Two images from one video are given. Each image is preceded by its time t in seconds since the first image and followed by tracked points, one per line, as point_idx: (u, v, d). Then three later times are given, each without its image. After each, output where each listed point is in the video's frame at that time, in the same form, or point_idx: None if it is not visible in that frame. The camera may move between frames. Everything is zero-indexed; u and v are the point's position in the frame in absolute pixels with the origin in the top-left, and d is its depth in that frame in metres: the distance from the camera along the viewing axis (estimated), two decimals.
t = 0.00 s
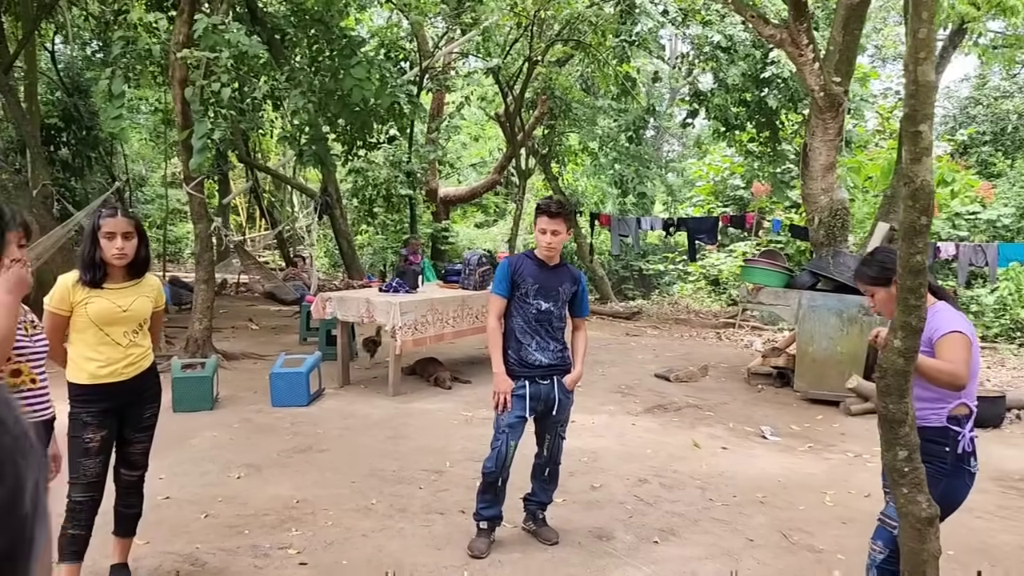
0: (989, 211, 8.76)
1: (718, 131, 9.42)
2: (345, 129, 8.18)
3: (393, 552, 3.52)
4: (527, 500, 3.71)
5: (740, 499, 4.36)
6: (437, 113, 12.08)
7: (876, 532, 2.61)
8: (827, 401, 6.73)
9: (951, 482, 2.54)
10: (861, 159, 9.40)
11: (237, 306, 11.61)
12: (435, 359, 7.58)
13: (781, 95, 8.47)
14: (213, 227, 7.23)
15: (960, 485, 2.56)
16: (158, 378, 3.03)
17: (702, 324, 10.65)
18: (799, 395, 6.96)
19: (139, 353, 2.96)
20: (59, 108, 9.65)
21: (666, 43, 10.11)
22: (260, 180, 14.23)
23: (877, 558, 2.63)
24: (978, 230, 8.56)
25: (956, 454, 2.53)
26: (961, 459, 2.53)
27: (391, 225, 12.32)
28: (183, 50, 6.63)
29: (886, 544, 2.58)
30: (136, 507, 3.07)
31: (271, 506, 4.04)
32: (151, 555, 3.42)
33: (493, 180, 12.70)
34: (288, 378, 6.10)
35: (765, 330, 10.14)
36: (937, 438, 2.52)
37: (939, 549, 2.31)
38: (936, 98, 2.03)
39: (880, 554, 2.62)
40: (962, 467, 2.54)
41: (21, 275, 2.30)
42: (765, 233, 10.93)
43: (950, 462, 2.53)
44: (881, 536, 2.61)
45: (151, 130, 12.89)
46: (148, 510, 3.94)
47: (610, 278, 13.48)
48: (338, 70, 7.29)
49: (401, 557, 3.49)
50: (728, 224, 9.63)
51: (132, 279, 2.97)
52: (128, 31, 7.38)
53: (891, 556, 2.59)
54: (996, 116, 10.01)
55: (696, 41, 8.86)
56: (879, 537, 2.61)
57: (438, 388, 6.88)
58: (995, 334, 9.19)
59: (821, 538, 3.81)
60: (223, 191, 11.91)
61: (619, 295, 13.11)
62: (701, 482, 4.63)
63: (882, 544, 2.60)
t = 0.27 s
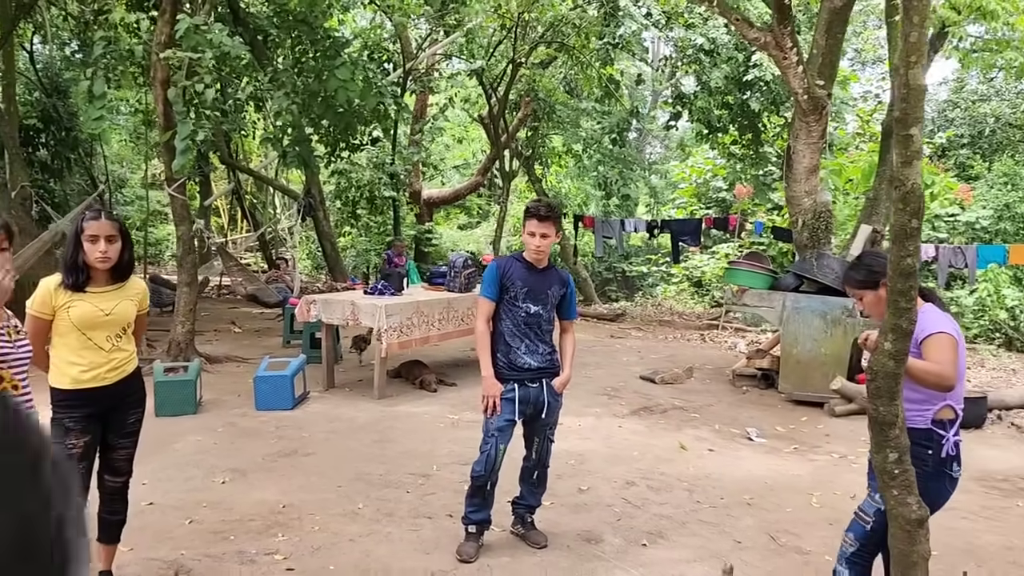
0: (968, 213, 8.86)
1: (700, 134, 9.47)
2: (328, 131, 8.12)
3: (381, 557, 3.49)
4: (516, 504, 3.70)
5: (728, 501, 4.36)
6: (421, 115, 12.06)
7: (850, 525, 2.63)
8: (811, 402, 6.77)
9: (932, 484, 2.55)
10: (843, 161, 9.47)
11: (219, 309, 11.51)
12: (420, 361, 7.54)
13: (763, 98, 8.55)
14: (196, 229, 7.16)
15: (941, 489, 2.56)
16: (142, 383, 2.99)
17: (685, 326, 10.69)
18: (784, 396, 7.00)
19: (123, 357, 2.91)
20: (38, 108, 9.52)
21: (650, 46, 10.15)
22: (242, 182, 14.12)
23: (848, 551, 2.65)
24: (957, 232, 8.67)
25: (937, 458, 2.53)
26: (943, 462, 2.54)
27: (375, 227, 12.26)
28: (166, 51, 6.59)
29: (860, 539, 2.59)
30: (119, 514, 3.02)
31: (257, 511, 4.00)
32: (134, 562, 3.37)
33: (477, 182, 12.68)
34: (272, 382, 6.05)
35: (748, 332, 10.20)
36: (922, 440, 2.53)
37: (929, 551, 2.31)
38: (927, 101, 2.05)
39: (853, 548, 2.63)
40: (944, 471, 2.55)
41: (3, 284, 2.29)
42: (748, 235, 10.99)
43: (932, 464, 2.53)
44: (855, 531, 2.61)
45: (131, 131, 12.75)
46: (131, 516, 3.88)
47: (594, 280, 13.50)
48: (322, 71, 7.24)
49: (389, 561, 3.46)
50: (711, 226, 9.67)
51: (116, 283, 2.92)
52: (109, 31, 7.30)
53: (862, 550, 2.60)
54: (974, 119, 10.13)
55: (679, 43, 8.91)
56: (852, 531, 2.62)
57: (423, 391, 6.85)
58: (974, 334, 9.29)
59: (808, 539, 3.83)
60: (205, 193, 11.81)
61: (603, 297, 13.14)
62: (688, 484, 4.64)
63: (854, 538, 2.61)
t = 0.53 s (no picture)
0: (952, 215, 8.94)
1: (688, 136, 9.50)
2: (316, 133, 8.08)
3: (372, 560, 3.47)
4: (507, 506, 3.69)
5: (718, 502, 4.37)
6: (408, 117, 12.03)
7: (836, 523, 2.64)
8: (799, 403, 6.80)
9: (920, 484, 2.56)
10: (828, 164, 9.54)
11: (205, 312, 11.43)
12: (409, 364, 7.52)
13: (750, 101, 8.68)
14: (183, 231, 7.11)
15: (928, 489, 2.57)
16: (132, 386, 2.98)
17: (673, 328, 10.72)
18: (772, 398, 7.03)
19: (113, 361, 2.90)
20: (22, 110, 9.42)
21: (637, 48, 10.17)
22: (228, 184, 14.03)
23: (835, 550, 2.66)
24: (942, 234, 8.74)
25: (924, 458, 2.55)
26: (930, 462, 2.55)
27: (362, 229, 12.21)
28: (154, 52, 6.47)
29: (845, 537, 2.61)
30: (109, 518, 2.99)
31: (247, 514, 3.97)
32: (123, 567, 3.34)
33: (465, 184, 12.66)
34: (261, 385, 6.01)
35: (736, 333, 10.23)
36: (910, 440, 2.55)
37: (921, 551, 2.32)
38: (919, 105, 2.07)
39: (839, 546, 2.65)
40: (932, 471, 2.56)
41: None
42: (735, 237, 11.03)
43: (919, 464, 2.55)
44: (841, 529, 2.63)
45: (117, 132, 12.65)
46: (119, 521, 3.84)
47: (582, 282, 13.51)
48: (310, 73, 7.16)
49: (381, 565, 3.44)
50: (699, 229, 9.70)
51: (106, 285, 2.90)
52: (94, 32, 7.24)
53: (847, 548, 2.62)
54: (958, 123, 10.23)
55: (666, 46, 8.92)
56: (839, 529, 2.64)
57: (412, 393, 6.83)
58: (958, 336, 9.37)
59: (799, 540, 3.84)
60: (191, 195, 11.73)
61: (591, 299, 13.15)
62: (679, 485, 4.65)
63: (839, 536, 2.64)
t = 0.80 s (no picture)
0: (941, 217, 9.00)
1: (679, 139, 9.52)
2: (307, 134, 8.06)
3: (366, 562, 3.46)
4: (501, 507, 3.69)
5: (711, 502, 4.39)
6: (399, 119, 12.02)
7: (832, 524, 2.65)
8: (791, 404, 6.83)
9: (915, 483, 2.58)
10: (819, 166, 9.58)
11: (196, 314, 11.38)
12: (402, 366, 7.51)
13: (741, 103, 8.72)
14: (175, 233, 7.08)
15: (924, 487, 2.59)
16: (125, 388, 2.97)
17: (665, 329, 10.74)
18: (764, 399, 7.05)
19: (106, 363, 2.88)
20: (11, 111, 9.25)
21: (628, 51, 10.19)
22: (219, 186, 13.98)
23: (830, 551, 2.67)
24: (932, 236, 8.80)
25: (921, 456, 2.57)
26: (926, 460, 2.57)
27: (354, 231, 12.19)
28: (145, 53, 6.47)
29: (842, 537, 2.61)
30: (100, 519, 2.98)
31: (239, 517, 3.96)
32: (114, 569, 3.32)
33: (456, 186, 12.66)
34: (252, 387, 6.00)
35: (728, 335, 10.26)
36: (906, 439, 2.57)
37: (913, 550, 2.34)
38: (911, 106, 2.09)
39: (835, 546, 2.64)
40: (927, 469, 2.58)
41: None
42: (725, 239, 11.06)
43: (915, 462, 2.57)
44: (837, 528, 2.63)
45: (107, 134, 12.59)
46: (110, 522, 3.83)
47: (574, 284, 13.52)
48: (303, 74, 7.13)
49: (374, 566, 3.43)
50: (690, 230, 9.73)
51: (100, 287, 2.90)
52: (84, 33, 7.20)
53: (845, 548, 2.62)
54: (947, 125, 10.29)
55: (658, 48, 8.91)
56: (834, 529, 2.64)
57: (405, 395, 6.81)
58: (948, 337, 9.42)
59: (791, 540, 3.85)
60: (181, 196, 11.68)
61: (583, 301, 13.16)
62: (671, 486, 4.66)
63: (836, 536, 2.63)
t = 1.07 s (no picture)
0: (936, 219, 9.04)
1: (675, 141, 9.57)
2: (304, 137, 8.05)
3: (362, 563, 3.46)
4: (497, 508, 3.69)
5: (707, 503, 4.39)
6: (396, 122, 12.05)
7: (836, 528, 2.65)
8: (787, 405, 6.84)
9: (915, 482, 2.59)
10: (814, 169, 9.60)
11: (192, 315, 11.36)
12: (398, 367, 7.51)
13: (736, 105, 8.78)
14: (171, 235, 7.07)
15: (924, 486, 2.60)
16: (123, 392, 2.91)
17: (661, 331, 10.76)
18: (759, 400, 7.06)
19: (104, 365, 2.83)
20: (7, 113, 9.36)
21: (624, 53, 10.22)
22: (215, 188, 13.96)
23: (836, 556, 2.67)
24: (926, 238, 8.85)
25: (920, 454, 2.58)
26: (925, 458, 2.58)
27: (350, 233, 12.18)
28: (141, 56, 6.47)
29: (848, 541, 2.61)
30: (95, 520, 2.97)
31: (235, 518, 3.95)
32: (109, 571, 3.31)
33: (453, 188, 12.66)
34: (249, 389, 5.99)
35: (723, 337, 10.28)
36: (904, 438, 2.57)
37: (908, 549, 2.34)
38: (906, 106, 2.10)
39: (842, 551, 2.64)
40: (926, 467, 2.59)
41: None
42: (721, 241, 11.08)
43: (915, 461, 2.58)
44: (841, 533, 2.63)
45: (102, 136, 12.57)
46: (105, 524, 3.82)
47: (570, 286, 13.53)
48: (299, 76, 7.14)
49: (370, 568, 3.43)
50: (686, 232, 9.75)
51: (98, 289, 2.90)
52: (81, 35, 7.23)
53: (852, 552, 2.62)
54: (942, 128, 10.33)
55: (654, 51, 8.94)
56: (840, 534, 2.64)
57: (401, 397, 6.81)
58: (942, 339, 9.45)
59: (787, 541, 3.86)
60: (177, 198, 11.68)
61: (579, 303, 13.17)
62: (667, 487, 4.66)
63: (841, 540, 2.63)
